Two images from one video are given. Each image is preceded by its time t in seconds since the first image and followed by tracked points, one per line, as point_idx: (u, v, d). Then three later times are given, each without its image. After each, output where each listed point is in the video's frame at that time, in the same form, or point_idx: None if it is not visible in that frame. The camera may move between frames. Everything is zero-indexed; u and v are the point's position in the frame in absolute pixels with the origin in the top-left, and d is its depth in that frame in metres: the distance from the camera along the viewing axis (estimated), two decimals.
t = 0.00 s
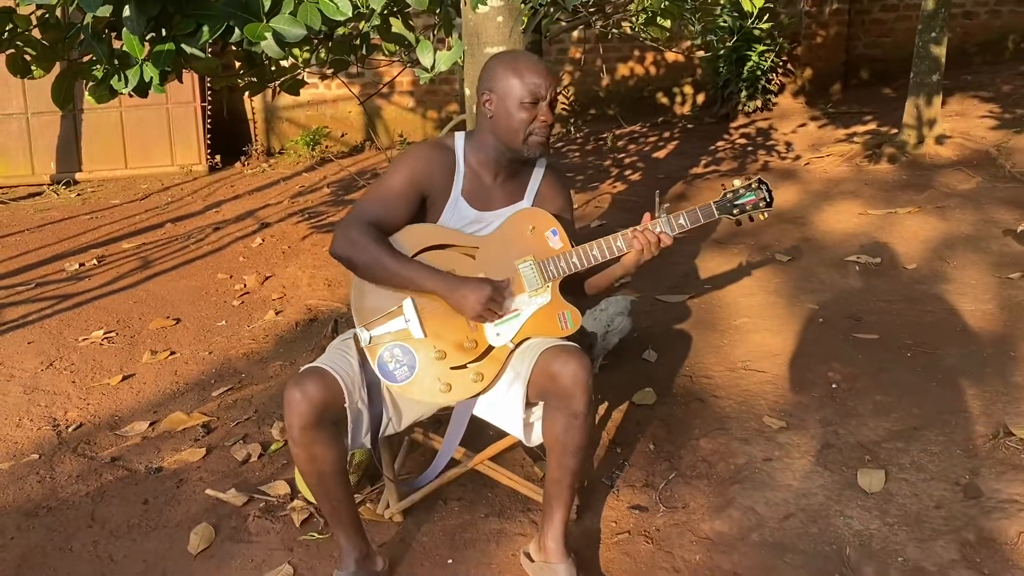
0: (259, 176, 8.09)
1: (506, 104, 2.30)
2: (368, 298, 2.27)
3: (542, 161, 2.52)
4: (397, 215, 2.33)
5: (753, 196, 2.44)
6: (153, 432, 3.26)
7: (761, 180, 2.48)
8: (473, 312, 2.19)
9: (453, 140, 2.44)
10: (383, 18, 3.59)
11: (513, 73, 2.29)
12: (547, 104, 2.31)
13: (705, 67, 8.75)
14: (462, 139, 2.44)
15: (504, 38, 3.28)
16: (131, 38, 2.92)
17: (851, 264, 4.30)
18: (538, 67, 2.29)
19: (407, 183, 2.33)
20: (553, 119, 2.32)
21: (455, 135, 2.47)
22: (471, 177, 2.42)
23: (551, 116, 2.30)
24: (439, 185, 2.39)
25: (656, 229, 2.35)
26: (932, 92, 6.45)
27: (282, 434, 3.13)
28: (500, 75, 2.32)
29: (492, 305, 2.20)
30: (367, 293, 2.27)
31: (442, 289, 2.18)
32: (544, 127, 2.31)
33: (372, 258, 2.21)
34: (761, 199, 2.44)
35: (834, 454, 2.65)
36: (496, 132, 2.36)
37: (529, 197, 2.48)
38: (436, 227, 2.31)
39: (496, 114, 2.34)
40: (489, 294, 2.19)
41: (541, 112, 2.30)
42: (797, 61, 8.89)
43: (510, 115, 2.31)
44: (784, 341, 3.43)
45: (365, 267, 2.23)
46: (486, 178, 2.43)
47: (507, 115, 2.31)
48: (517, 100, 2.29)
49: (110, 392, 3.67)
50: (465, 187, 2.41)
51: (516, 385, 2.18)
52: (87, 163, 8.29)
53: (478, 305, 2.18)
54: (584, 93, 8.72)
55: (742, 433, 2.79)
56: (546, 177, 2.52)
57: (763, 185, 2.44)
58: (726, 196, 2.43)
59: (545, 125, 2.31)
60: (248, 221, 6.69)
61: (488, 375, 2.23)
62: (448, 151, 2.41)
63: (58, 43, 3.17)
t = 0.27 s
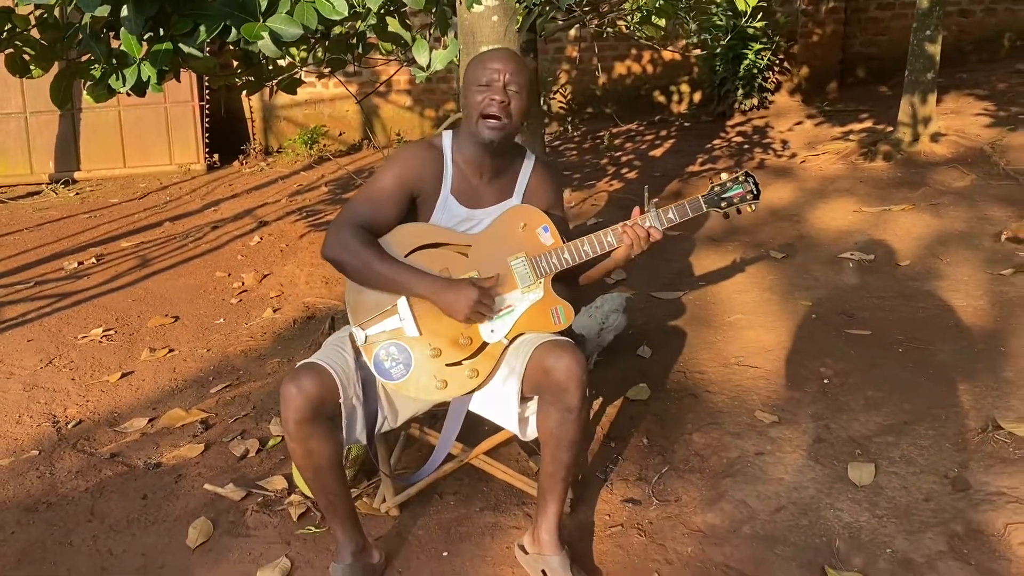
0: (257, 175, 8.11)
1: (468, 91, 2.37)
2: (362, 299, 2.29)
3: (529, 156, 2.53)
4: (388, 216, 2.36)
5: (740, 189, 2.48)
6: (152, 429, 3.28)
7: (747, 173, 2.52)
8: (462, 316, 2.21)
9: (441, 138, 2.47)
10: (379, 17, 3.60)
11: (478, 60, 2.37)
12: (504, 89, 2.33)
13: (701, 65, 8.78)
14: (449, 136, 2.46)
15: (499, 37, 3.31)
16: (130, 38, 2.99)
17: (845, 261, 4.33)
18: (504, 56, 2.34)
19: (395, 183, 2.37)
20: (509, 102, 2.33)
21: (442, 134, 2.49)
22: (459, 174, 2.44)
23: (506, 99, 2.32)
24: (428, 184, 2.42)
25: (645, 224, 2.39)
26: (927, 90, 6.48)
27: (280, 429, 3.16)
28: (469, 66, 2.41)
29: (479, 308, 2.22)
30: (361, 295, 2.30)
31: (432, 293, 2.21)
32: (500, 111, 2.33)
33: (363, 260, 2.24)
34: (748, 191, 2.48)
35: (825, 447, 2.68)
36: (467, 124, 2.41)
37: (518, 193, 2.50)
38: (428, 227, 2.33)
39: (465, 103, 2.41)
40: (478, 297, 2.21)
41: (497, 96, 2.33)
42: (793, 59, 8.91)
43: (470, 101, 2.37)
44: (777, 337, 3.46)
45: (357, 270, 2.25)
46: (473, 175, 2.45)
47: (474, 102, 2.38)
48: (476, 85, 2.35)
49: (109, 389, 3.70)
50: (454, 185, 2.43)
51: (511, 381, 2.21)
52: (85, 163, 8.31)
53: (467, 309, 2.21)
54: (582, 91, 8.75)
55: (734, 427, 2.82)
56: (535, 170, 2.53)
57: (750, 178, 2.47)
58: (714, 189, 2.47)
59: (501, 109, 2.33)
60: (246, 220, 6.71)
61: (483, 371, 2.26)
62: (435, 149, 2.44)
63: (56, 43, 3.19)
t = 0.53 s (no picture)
0: (256, 174, 8.13)
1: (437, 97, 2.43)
2: (360, 301, 2.32)
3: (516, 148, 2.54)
4: (381, 217, 2.40)
5: (730, 181, 2.51)
6: (152, 426, 3.31)
7: (736, 165, 2.55)
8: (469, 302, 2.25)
9: (426, 137, 2.48)
10: (378, 17, 3.62)
11: (446, 65, 2.42)
12: (463, 94, 2.36)
13: (699, 65, 8.80)
14: (434, 135, 2.47)
15: (496, 36, 3.36)
16: (130, 39, 3.01)
17: (841, 259, 4.36)
18: (468, 59, 2.37)
19: (385, 184, 2.41)
20: (467, 109, 2.36)
21: (428, 132, 2.50)
22: (447, 172, 2.45)
23: (464, 105, 2.35)
24: (418, 183, 2.45)
25: (638, 218, 2.40)
26: (922, 89, 6.51)
27: (279, 426, 3.19)
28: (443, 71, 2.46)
29: (485, 291, 2.26)
30: (360, 296, 2.32)
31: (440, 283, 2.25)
32: (459, 117, 2.37)
33: (360, 262, 2.27)
34: (738, 182, 2.52)
35: (820, 443, 2.71)
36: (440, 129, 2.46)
37: (507, 187, 2.51)
38: (423, 227, 2.37)
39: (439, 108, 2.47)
40: (483, 279, 2.25)
41: (457, 103, 2.36)
42: (790, 58, 8.94)
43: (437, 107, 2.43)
44: (773, 334, 3.49)
45: (355, 271, 2.28)
46: (460, 172, 2.46)
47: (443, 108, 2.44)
48: (441, 92, 2.41)
49: (110, 387, 3.72)
50: (444, 183, 2.45)
51: (509, 376, 2.24)
52: (84, 162, 8.32)
53: (474, 291, 2.24)
54: (579, 90, 8.78)
55: (730, 423, 2.85)
56: (522, 162, 2.53)
57: (739, 169, 2.51)
58: (704, 181, 2.50)
59: (459, 115, 2.36)
60: (245, 219, 6.73)
61: (482, 369, 2.28)
62: (421, 148, 2.45)
63: (56, 43, 3.21)
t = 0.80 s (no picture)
0: (256, 175, 8.15)
1: (423, 101, 2.42)
2: (359, 307, 2.33)
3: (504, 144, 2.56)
4: (375, 222, 2.42)
5: (722, 174, 2.52)
6: (154, 425, 3.33)
7: (728, 159, 2.56)
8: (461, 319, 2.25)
9: (414, 139, 2.51)
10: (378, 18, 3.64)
11: (428, 68, 2.40)
12: (452, 95, 2.36)
13: (697, 65, 8.83)
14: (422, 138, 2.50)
15: (495, 37, 3.36)
16: (130, 39, 2.95)
17: (839, 258, 4.38)
18: (450, 59, 2.37)
19: (377, 189, 2.43)
20: (458, 109, 2.36)
21: (416, 135, 2.53)
22: (437, 173, 2.48)
23: (455, 106, 2.36)
24: (409, 186, 2.47)
25: (632, 215, 2.42)
26: (920, 89, 6.53)
27: (280, 425, 3.20)
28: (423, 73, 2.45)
29: (478, 308, 2.26)
30: (359, 302, 2.34)
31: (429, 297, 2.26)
32: (451, 118, 2.37)
33: (356, 271, 2.29)
34: (729, 176, 2.52)
35: (817, 440, 2.73)
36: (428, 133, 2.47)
37: (498, 184, 2.52)
38: (420, 232, 2.39)
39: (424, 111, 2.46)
40: (476, 298, 2.26)
41: (447, 104, 2.36)
42: (788, 59, 8.97)
43: (425, 111, 2.42)
44: (771, 333, 3.51)
45: (352, 280, 2.30)
46: (450, 173, 2.48)
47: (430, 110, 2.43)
48: (428, 96, 2.40)
49: (111, 386, 3.74)
50: (434, 184, 2.48)
51: (510, 375, 2.26)
52: (84, 163, 8.33)
53: (466, 309, 2.25)
54: (578, 91, 8.80)
55: (728, 421, 2.87)
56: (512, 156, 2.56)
57: (731, 163, 2.52)
58: (696, 176, 2.51)
59: (452, 116, 2.37)
60: (245, 219, 6.75)
61: (483, 369, 2.30)
62: (410, 151, 2.48)
63: (57, 44, 3.22)
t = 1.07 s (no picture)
0: (256, 174, 8.16)
1: (414, 100, 2.43)
2: (361, 307, 2.35)
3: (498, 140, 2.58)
4: (374, 222, 2.43)
5: (716, 167, 2.54)
6: (157, 423, 3.34)
7: (722, 150, 2.58)
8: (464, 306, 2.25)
9: (408, 139, 2.53)
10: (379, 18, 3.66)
11: (417, 67, 2.42)
12: (442, 94, 2.38)
13: (697, 65, 8.84)
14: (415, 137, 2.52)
15: (495, 36, 3.39)
16: (134, 39, 3.00)
17: (838, 257, 4.39)
18: (440, 58, 2.38)
19: (374, 189, 2.45)
20: (448, 107, 2.38)
21: (410, 134, 2.55)
22: (432, 172, 2.50)
23: (445, 105, 2.37)
24: (405, 185, 2.49)
25: (629, 210, 2.44)
26: (919, 89, 6.55)
27: (282, 422, 3.22)
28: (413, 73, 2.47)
29: (480, 294, 2.26)
30: (361, 303, 2.35)
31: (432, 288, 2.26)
32: (442, 117, 2.39)
33: (357, 270, 2.29)
34: (724, 169, 2.55)
35: (817, 437, 2.75)
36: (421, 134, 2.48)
37: (493, 180, 2.55)
38: (418, 231, 2.41)
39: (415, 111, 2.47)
40: (477, 283, 2.25)
41: (437, 103, 2.38)
42: (788, 59, 8.98)
43: (416, 111, 2.43)
44: (771, 331, 3.53)
45: (352, 279, 2.31)
46: (445, 171, 2.50)
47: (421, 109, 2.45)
48: (418, 95, 2.41)
49: (114, 385, 3.76)
50: (430, 183, 2.50)
51: (512, 371, 2.28)
52: (84, 163, 8.35)
53: (468, 295, 2.24)
54: (578, 91, 8.82)
55: (728, 418, 2.89)
56: (506, 152, 2.58)
57: (725, 156, 2.54)
58: (691, 170, 2.53)
59: (442, 115, 2.38)
60: (246, 219, 6.77)
61: (485, 365, 2.32)
62: (405, 150, 2.50)
63: (61, 44, 3.24)
